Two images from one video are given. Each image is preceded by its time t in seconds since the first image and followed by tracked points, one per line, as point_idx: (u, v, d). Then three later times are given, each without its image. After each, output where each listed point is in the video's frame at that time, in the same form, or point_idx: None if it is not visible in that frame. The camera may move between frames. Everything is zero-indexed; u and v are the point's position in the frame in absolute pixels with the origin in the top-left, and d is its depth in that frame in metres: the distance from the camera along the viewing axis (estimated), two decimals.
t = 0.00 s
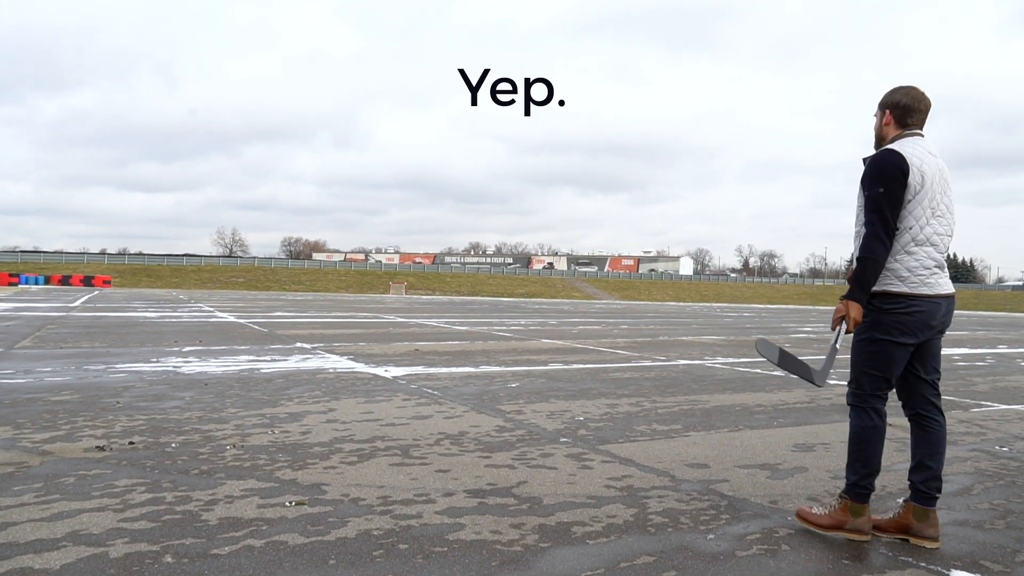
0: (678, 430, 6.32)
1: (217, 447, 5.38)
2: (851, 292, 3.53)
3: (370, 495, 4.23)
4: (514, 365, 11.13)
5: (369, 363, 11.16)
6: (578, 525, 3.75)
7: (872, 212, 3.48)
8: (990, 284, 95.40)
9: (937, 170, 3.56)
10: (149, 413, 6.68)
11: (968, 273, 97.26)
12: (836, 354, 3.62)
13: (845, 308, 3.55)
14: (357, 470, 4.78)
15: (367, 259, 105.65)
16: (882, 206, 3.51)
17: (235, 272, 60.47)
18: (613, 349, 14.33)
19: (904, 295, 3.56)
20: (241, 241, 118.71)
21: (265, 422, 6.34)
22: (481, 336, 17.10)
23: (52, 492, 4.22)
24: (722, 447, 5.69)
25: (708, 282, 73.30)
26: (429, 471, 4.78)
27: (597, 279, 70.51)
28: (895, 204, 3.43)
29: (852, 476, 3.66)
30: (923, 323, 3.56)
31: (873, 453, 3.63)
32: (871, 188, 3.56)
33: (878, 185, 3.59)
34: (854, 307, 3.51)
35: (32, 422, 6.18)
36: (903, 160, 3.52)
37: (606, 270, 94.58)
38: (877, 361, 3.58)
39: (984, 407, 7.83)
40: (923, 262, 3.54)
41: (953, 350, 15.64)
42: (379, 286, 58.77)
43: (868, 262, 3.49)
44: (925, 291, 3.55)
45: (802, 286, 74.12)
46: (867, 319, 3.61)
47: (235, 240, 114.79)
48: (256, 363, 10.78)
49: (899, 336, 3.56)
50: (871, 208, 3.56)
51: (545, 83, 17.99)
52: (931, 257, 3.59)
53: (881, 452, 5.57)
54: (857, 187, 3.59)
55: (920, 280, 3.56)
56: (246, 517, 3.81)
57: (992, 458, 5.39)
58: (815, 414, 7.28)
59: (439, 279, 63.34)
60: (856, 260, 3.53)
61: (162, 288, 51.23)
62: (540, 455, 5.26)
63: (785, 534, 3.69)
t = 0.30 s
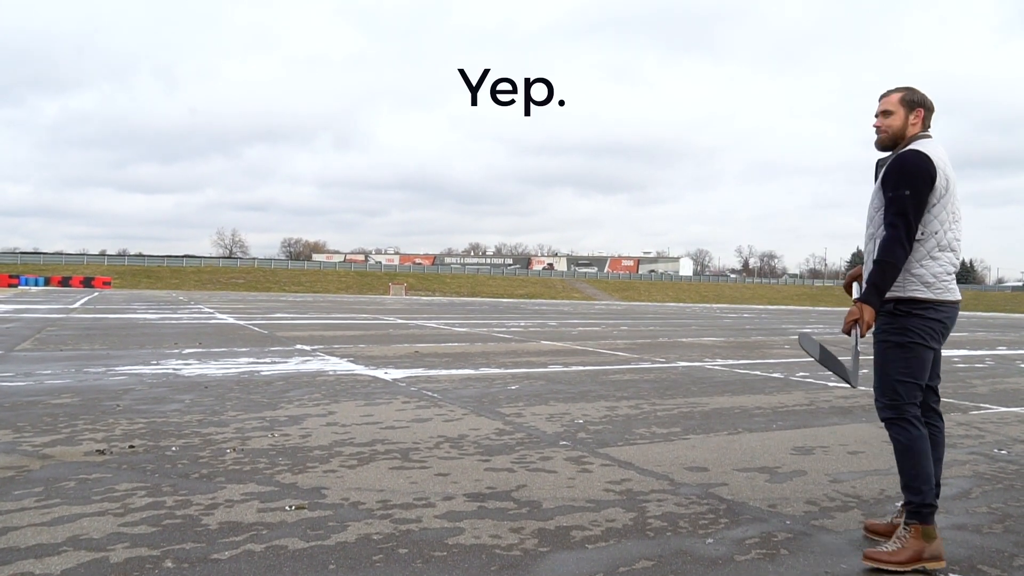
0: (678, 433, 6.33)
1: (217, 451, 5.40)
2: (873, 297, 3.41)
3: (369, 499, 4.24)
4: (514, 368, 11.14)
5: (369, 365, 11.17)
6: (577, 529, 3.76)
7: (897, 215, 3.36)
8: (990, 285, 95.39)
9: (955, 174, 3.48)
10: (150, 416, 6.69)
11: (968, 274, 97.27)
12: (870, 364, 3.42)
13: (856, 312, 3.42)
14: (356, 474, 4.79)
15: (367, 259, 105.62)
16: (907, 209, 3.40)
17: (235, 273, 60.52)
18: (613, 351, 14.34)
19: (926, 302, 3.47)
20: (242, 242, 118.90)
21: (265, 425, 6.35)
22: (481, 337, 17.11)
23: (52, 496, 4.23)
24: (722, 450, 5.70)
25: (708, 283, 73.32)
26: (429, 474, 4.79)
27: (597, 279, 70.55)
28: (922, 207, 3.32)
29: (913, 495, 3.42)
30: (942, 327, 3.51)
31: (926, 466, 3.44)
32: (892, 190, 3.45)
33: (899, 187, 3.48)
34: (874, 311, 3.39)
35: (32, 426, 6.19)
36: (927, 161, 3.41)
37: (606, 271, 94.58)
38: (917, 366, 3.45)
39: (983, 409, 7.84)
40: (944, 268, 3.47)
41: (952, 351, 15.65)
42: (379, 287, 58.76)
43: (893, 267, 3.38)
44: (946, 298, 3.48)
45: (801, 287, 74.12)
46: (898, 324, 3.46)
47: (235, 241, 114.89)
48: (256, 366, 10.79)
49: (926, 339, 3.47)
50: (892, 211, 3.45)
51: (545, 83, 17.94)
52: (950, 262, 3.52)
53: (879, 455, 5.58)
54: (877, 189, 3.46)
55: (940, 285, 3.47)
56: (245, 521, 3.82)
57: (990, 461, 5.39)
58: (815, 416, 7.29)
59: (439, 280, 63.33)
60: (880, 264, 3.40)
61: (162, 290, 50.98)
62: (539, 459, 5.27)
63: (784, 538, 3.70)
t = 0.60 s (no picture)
0: (674, 433, 6.37)
1: (216, 451, 5.43)
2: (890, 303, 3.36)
3: (367, 498, 4.28)
4: (512, 369, 11.17)
5: (368, 366, 11.20)
6: (573, 528, 3.80)
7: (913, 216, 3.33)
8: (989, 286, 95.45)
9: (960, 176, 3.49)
10: (149, 417, 6.73)
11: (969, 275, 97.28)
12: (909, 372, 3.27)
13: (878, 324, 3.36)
14: (354, 473, 4.82)
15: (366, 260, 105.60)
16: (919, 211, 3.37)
17: (235, 274, 60.56)
18: (611, 351, 14.39)
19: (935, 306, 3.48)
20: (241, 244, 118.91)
21: (263, 426, 6.39)
22: (480, 339, 17.12)
23: (53, 496, 4.27)
24: (717, 450, 5.73)
25: (708, 284, 73.44)
26: (427, 474, 4.82)
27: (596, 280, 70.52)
28: (937, 209, 3.30)
29: (928, 505, 3.31)
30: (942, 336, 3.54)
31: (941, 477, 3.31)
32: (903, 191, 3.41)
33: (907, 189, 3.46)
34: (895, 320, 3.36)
35: (32, 427, 6.23)
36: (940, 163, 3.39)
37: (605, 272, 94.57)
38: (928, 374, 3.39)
39: (979, 409, 7.88)
40: (949, 272, 3.48)
41: (949, 352, 15.69)
42: (379, 288, 58.75)
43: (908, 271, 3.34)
44: (952, 302, 3.51)
45: (800, 288, 74.13)
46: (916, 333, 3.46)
47: (234, 242, 114.74)
48: (255, 367, 10.82)
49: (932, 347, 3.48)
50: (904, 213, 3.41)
51: (545, 83, 17.92)
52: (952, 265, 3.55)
53: (874, 455, 5.62)
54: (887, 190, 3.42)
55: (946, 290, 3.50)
56: (244, 520, 3.86)
57: (983, 461, 5.43)
58: (811, 417, 7.33)
59: (438, 281, 63.34)
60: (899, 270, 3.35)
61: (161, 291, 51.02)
62: (536, 459, 5.31)
63: (778, 536, 3.74)
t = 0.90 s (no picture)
0: (669, 433, 6.43)
1: (216, 451, 5.49)
2: (921, 309, 3.24)
3: (365, 498, 4.34)
4: (510, 369, 11.24)
5: (366, 367, 11.27)
6: (568, 527, 3.86)
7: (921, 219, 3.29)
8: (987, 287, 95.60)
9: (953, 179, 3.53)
10: (150, 418, 6.80)
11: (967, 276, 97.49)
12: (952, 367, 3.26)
13: (919, 333, 3.18)
14: (352, 473, 4.88)
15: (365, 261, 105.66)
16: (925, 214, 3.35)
17: (234, 275, 60.59)
18: (608, 352, 14.46)
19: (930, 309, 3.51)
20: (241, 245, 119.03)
21: (262, 426, 6.44)
22: (478, 339, 17.18)
23: (54, 496, 4.33)
24: (712, 450, 5.79)
25: (706, 285, 73.60)
26: (424, 474, 4.88)
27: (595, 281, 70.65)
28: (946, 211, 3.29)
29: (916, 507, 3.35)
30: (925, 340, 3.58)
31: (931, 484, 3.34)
32: (907, 192, 3.38)
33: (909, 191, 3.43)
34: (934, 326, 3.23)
35: (33, 427, 6.28)
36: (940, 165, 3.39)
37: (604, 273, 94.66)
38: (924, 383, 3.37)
39: (973, 409, 7.95)
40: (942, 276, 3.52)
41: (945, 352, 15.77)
42: (377, 289, 58.79)
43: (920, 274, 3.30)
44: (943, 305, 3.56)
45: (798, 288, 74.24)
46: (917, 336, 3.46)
47: (232, 244, 114.54)
48: (254, 368, 10.88)
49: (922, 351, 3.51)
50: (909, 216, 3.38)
51: (544, 83, 17.95)
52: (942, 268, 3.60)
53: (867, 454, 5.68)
54: (890, 192, 3.38)
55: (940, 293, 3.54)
56: (244, 519, 3.91)
57: (974, 461, 5.50)
58: (806, 417, 7.39)
59: (437, 282, 63.41)
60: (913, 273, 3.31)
61: (159, 292, 51.06)
62: (532, 459, 5.37)
63: (768, 534, 3.80)
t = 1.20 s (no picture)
0: (667, 434, 6.52)
1: (220, 452, 5.57)
2: (925, 312, 3.26)
3: (367, 497, 4.42)
4: (510, 371, 11.33)
5: (367, 369, 11.36)
6: (566, 525, 3.94)
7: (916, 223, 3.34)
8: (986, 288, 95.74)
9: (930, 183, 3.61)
10: (153, 419, 6.88)
11: (967, 278, 97.67)
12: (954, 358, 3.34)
13: (926, 336, 3.19)
14: (355, 474, 4.97)
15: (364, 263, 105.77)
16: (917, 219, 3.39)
17: (233, 277, 60.65)
18: (608, 354, 14.54)
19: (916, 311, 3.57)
20: (240, 247, 119.19)
21: (265, 427, 6.53)
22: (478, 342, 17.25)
23: (62, 495, 4.41)
24: (709, 451, 5.87)
25: (706, 287, 73.78)
26: (425, 474, 4.96)
27: (594, 283, 70.71)
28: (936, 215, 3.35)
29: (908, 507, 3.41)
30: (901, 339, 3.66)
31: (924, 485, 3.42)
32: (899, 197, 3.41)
33: (897, 196, 3.46)
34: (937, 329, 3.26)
35: (39, 428, 6.36)
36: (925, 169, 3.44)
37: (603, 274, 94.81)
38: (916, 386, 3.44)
39: (967, 411, 8.03)
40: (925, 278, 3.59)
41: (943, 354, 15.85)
42: (377, 291, 58.91)
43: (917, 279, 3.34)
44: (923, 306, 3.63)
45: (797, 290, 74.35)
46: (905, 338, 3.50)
47: (232, 245, 114.74)
48: (256, 370, 10.96)
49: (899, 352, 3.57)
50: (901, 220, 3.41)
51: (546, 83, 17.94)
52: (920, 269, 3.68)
53: (861, 455, 5.77)
54: (882, 197, 3.39)
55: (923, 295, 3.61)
56: (249, 518, 4.00)
57: (968, 462, 5.57)
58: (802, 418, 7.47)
59: (437, 283, 63.48)
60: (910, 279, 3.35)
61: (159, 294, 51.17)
62: (532, 459, 5.45)
63: (762, 533, 3.89)
